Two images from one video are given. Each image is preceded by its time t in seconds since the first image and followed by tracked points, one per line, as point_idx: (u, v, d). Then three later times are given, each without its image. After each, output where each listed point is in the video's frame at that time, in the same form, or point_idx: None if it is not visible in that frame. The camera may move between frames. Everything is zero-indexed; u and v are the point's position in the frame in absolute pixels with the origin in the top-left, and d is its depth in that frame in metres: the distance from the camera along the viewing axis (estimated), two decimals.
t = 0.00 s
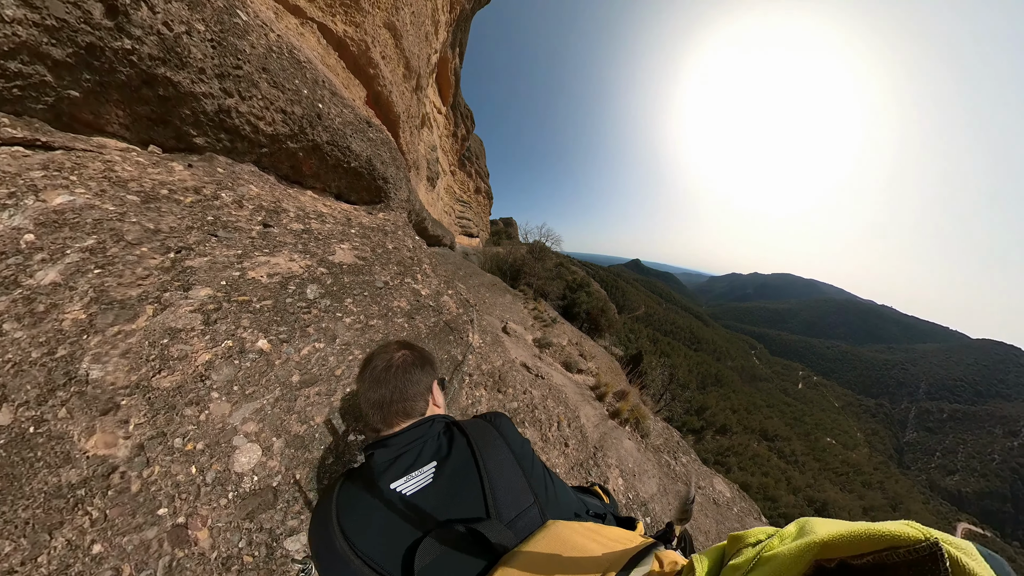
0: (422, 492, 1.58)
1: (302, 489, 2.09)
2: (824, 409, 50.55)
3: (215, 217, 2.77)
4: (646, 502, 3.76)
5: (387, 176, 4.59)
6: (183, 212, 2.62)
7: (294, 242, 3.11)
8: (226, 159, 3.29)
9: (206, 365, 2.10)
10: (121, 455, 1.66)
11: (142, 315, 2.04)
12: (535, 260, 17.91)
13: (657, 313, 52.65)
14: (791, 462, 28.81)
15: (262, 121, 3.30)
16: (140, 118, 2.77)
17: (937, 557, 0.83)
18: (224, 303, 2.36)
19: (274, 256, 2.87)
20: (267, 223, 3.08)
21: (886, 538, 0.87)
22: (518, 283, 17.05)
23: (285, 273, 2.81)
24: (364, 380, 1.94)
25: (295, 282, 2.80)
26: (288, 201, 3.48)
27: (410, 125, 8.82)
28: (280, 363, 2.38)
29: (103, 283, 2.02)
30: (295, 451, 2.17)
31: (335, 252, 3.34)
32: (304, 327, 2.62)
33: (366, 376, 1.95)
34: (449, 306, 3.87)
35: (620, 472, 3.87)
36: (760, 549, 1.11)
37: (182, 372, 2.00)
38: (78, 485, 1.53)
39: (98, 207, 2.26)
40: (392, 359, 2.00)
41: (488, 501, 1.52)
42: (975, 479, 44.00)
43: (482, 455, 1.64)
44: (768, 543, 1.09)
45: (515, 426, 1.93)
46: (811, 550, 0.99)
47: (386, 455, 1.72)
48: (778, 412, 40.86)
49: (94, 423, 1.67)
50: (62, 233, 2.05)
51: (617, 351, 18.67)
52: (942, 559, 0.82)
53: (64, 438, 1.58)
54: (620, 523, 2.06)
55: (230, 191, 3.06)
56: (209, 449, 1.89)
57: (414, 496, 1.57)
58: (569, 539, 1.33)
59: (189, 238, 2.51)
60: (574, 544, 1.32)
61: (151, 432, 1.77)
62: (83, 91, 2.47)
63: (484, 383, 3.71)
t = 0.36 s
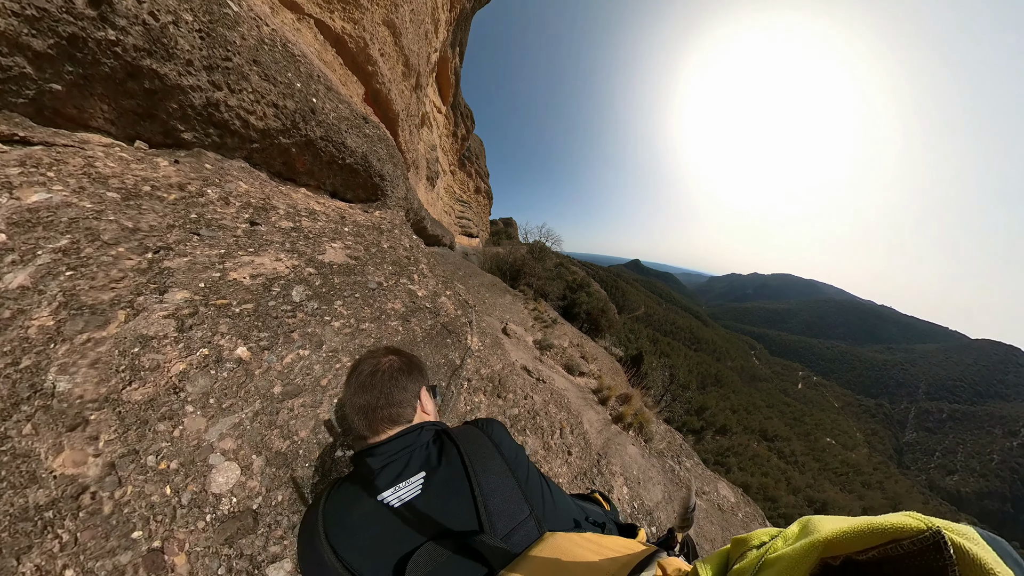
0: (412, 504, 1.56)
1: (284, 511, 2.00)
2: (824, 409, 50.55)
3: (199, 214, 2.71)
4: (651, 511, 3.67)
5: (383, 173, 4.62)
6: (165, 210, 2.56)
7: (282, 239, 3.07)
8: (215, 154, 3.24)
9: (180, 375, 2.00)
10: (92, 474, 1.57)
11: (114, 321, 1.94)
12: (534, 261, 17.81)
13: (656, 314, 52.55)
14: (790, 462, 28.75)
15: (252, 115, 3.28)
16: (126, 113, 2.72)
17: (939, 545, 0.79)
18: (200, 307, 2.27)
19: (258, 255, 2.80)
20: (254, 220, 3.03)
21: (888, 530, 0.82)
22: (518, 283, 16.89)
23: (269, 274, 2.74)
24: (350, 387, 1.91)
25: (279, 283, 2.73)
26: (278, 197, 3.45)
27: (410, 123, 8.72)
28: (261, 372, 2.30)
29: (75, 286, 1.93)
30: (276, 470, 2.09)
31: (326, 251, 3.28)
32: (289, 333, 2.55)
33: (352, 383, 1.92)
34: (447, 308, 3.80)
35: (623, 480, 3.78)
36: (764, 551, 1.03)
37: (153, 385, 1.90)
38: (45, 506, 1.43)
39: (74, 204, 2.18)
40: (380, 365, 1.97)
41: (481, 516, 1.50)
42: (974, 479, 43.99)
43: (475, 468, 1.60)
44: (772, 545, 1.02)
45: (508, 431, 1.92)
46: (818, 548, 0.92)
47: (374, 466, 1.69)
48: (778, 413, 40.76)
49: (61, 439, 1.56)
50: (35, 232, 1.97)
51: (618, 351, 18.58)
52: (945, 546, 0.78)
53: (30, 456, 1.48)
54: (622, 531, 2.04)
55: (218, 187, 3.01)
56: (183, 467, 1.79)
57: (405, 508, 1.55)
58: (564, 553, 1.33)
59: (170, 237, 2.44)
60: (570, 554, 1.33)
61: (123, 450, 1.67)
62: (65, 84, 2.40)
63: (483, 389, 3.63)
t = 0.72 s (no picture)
0: (416, 487, 1.70)
1: (292, 524, 2.00)
2: (823, 409, 50.62)
3: (194, 222, 2.72)
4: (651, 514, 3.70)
5: (382, 174, 4.67)
6: (158, 217, 2.57)
7: (279, 246, 3.09)
8: (209, 157, 3.31)
9: (180, 393, 1.99)
10: (98, 494, 1.57)
11: (111, 339, 1.92)
12: (534, 261, 17.80)
13: (656, 313, 52.52)
14: (790, 462, 28.75)
15: (247, 116, 3.32)
16: (118, 117, 2.77)
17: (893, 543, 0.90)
18: (197, 321, 2.26)
19: (255, 263, 2.81)
20: (251, 226, 3.05)
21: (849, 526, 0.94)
22: (518, 283, 16.87)
23: (266, 281, 2.76)
24: (352, 376, 2.07)
25: (277, 292, 2.75)
26: (274, 201, 3.48)
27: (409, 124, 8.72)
28: (262, 386, 2.30)
29: (71, 301, 1.92)
30: (283, 482, 2.09)
31: (324, 256, 3.31)
32: (288, 343, 2.56)
33: (354, 373, 2.09)
34: (447, 312, 3.82)
35: (623, 483, 3.80)
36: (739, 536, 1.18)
37: (154, 403, 1.88)
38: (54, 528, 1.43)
39: (66, 214, 2.18)
40: (379, 356, 2.11)
41: (477, 495, 1.64)
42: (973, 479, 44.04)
43: (469, 450, 1.76)
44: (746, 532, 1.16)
45: (502, 418, 2.04)
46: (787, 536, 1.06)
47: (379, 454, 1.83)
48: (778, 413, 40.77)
49: (64, 461, 1.55)
50: (27, 245, 1.96)
51: (617, 351, 18.59)
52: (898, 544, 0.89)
53: (32, 479, 1.47)
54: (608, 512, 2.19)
55: (212, 192, 3.04)
56: (189, 485, 1.80)
57: (409, 491, 1.69)
58: (555, 536, 1.47)
59: (164, 247, 2.44)
60: (562, 536, 1.46)
61: (128, 469, 1.67)
62: (56, 88, 2.44)
63: (484, 392, 3.64)
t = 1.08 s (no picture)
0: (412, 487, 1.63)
1: (271, 538, 1.92)
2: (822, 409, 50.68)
3: (178, 217, 2.64)
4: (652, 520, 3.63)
5: (378, 170, 4.63)
6: (142, 212, 2.48)
7: (267, 242, 3.01)
8: (201, 152, 3.22)
9: (155, 396, 1.90)
10: (69, 502, 1.50)
11: (84, 339, 1.83)
12: (535, 260, 17.70)
13: (656, 314, 52.45)
14: (789, 463, 28.72)
15: (238, 109, 3.26)
16: (105, 111, 2.71)
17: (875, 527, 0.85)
18: (176, 320, 2.17)
19: (241, 260, 2.72)
20: (238, 222, 2.96)
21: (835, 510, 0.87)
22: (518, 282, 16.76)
23: (252, 279, 2.68)
24: (345, 381, 1.99)
25: (262, 289, 2.67)
26: (265, 196, 3.41)
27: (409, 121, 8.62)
28: (241, 390, 2.20)
29: (45, 299, 1.84)
30: (262, 494, 2.00)
31: (314, 253, 3.22)
32: (272, 344, 2.47)
33: (347, 376, 2.01)
34: (444, 311, 3.74)
35: (625, 489, 3.73)
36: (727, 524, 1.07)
37: (127, 407, 1.80)
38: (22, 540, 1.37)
39: (46, 210, 2.10)
40: (372, 359, 2.03)
41: (475, 494, 1.59)
42: (971, 480, 44.12)
43: (466, 449, 1.70)
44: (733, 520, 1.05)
45: (499, 417, 1.97)
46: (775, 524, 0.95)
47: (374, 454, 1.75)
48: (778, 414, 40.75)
49: (33, 468, 1.48)
50: None
51: (617, 351, 18.52)
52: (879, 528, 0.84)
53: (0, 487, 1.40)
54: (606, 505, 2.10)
55: (200, 186, 2.95)
56: (163, 495, 1.72)
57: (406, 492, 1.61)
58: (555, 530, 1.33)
59: (145, 243, 2.36)
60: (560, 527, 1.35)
61: (100, 477, 1.60)
62: (41, 82, 2.37)
63: (482, 395, 3.56)
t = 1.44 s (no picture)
0: (378, 494, 1.42)
1: (213, 570, 1.73)
2: (823, 410, 50.53)
3: (142, 217, 2.52)
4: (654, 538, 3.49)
5: (366, 167, 4.54)
6: (104, 214, 2.36)
7: (235, 241, 2.87)
8: (172, 148, 3.10)
9: (101, 411, 1.74)
10: (11, 520, 1.36)
11: (29, 350, 1.68)
12: (535, 260, 17.50)
13: (655, 313, 52.30)
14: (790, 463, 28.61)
15: (211, 102, 3.12)
16: (74, 110, 2.56)
17: (829, 527, 0.82)
18: (125, 329, 2.01)
19: (202, 262, 2.57)
20: (206, 220, 2.84)
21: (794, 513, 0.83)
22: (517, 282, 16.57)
23: (212, 281, 2.53)
24: (315, 379, 1.81)
25: (221, 294, 2.51)
26: (239, 193, 3.29)
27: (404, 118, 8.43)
28: (191, 405, 2.02)
29: None
30: (208, 519, 1.82)
31: (286, 253, 3.13)
32: (228, 354, 2.30)
33: (318, 374, 1.82)
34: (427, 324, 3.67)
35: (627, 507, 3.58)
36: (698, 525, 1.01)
37: (72, 422, 1.64)
38: None
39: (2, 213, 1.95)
40: (346, 355, 1.84)
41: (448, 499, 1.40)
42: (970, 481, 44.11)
43: (440, 449, 1.50)
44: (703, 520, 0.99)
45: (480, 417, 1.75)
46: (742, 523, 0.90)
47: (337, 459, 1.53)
48: (778, 414, 40.63)
49: None
50: None
51: (617, 352, 18.33)
52: (833, 529, 0.81)
53: None
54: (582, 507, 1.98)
55: (168, 185, 2.83)
56: (106, 515, 1.56)
57: (370, 499, 1.39)
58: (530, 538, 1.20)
59: (104, 246, 2.23)
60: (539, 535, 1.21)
61: (44, 494, 1.46)
62: (7, 82, 2.23)
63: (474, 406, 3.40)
